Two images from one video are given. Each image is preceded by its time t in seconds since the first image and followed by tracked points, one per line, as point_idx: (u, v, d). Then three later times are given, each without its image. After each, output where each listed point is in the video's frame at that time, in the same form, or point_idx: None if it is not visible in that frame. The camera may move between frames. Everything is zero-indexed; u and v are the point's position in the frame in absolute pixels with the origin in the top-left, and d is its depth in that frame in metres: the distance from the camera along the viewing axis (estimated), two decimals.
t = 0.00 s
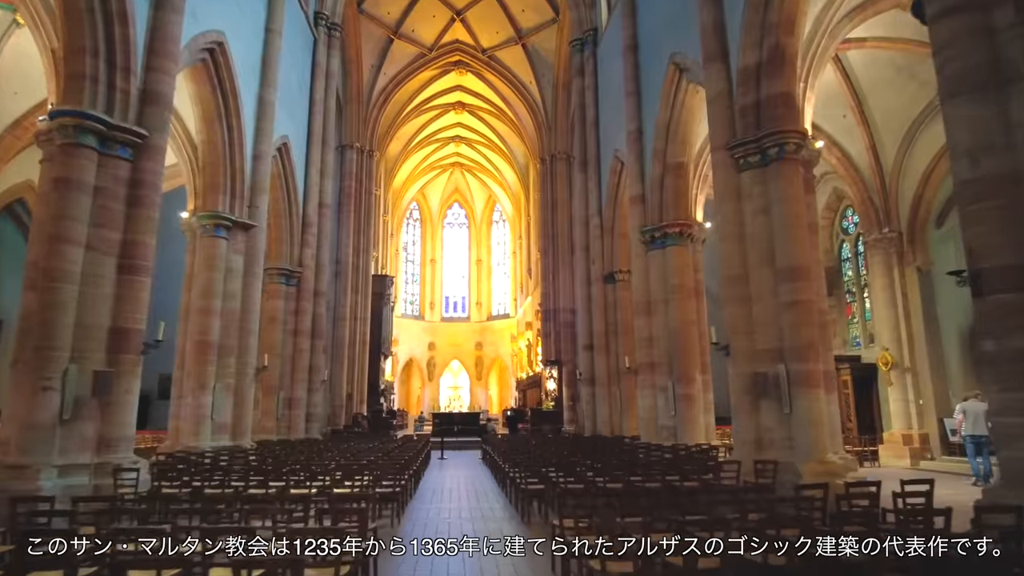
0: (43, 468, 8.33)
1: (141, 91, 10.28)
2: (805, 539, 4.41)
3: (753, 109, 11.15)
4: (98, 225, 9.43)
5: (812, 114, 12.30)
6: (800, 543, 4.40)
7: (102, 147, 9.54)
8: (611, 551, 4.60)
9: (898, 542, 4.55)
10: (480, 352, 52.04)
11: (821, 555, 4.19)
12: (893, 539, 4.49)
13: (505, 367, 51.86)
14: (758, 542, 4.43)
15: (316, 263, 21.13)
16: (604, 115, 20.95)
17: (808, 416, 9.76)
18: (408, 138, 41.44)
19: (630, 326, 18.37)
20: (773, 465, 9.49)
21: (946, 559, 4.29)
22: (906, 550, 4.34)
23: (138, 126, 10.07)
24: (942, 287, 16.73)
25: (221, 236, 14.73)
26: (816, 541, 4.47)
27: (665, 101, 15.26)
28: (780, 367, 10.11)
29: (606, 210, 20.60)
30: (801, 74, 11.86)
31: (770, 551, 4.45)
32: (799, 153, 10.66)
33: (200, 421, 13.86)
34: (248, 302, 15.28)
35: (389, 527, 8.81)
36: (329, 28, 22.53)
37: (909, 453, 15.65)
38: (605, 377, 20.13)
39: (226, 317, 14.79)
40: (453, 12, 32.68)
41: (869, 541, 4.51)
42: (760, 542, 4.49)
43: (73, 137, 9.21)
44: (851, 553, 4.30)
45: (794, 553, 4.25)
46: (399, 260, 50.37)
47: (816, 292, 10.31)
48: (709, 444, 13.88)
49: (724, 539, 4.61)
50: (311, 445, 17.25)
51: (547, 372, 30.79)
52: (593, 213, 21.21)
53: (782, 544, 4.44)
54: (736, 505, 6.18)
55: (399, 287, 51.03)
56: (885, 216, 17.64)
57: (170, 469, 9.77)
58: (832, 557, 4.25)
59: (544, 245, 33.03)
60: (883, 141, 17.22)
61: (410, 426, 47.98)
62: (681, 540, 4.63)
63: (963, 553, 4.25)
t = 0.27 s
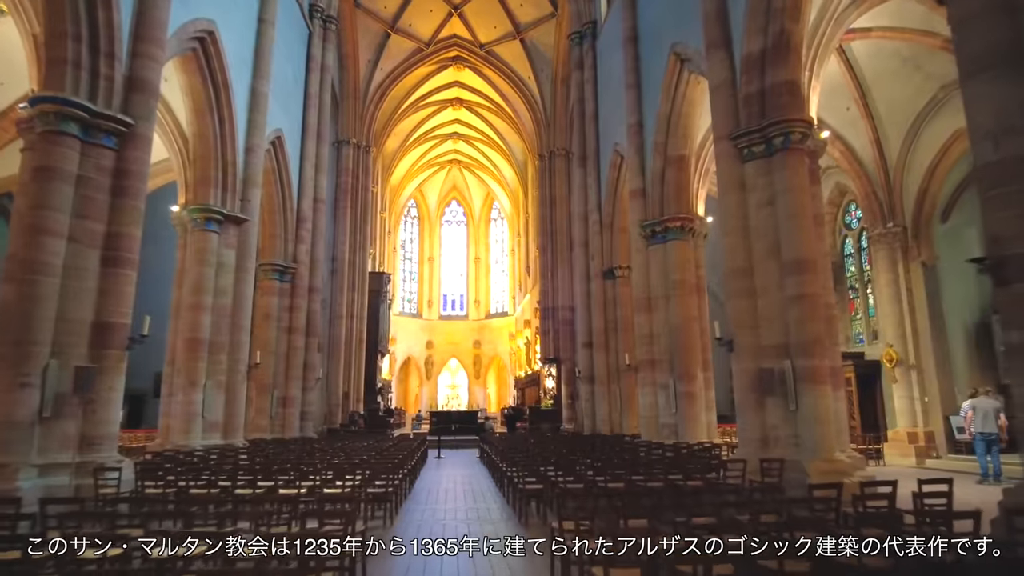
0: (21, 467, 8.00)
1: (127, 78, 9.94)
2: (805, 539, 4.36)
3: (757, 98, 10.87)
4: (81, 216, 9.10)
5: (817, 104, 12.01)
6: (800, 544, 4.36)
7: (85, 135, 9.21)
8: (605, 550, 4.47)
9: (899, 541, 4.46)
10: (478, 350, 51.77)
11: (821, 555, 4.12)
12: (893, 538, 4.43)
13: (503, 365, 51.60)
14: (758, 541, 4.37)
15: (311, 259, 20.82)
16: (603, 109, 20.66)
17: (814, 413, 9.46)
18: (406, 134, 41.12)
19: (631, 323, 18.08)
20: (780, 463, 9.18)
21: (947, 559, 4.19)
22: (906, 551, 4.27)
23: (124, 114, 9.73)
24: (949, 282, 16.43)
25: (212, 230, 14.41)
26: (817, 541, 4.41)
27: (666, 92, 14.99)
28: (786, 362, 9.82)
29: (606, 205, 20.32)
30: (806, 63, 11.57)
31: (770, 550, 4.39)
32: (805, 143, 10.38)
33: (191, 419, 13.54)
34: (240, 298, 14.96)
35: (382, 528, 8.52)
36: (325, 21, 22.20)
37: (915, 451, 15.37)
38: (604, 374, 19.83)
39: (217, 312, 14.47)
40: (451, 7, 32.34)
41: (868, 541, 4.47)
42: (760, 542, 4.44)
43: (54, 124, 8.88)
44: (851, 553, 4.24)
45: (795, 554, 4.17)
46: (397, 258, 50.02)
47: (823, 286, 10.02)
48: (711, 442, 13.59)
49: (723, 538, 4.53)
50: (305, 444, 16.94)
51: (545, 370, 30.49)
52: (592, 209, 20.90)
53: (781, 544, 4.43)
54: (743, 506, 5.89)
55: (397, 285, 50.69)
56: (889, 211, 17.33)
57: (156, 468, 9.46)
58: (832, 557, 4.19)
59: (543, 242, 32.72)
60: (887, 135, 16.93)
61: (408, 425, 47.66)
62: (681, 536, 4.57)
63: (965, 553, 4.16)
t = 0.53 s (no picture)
0: None
1: (112, 64, 9.59)
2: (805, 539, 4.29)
3: (763, 87, 10.57)
4: (63, 207, 8.77)
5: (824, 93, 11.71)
6: (800, 543, 4.28)
7: (67, 123, 8.88)
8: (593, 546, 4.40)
9: (899, 542, 4.31)
10: (477, 346, 51.52)
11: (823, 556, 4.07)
12: (894, 538, 4.27)
13: (502, 361, 51.36)
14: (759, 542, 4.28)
15: (306, 254, 20.48)
16: (604, 101, 20.33)
17: (822, 410, 9.17)
18: (404, 128, 40.76)
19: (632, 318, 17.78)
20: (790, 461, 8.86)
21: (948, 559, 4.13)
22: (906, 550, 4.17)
23: (108, 102, 9.39)
24: (956, 279, 16.34)
25: (204, 223, 14.09)
26: (816, 540, 4.34)
27: (668, 83, 14.69)
28: (793, 358, 9.53)
29: (606, 199, 20.00)
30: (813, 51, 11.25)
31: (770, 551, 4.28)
32: (813, 132, 10.10)
33: (182, 417, 13.24)
34: (233, 293, 14.64)
35: (377, 530, 8.21)
36: (321, 12, 21.83)
37: (921, 449, 15.11)
38: (604, 371, 19.53)
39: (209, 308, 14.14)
40: None
41: (868, 540, 4.31)
42: (759, 543, 4.34)
43: (35, 112, 8.55)
44: (851, 552, 4.18)
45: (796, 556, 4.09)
46: (395, 253, 49.67)
47: (832, 279, 9.72)
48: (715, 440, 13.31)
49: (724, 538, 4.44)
50: (300, 442, 16.65)
51: (544, 366, 30.18)
52: (592, 202, 20.58)
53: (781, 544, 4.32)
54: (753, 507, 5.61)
55: (395, 281, 50.36)
56: (895, 205, 17.02)
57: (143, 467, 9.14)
58: (833, 557, 4.15)
59: (542, 237, 32.38)
60: (893, 127, 16.64)
61: (406, 422, 47.37)
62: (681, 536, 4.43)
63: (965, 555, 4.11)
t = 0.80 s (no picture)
0: None
1: (100, 49, 9.28)
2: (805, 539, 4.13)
3: (771, 76, 10.28)
4: (48, 197, 8.47)
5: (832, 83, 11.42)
6: (801, 543, 4.12)
7: (52, 111, 8.58)
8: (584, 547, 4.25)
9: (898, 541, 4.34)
10: (476, 344, 51.25)
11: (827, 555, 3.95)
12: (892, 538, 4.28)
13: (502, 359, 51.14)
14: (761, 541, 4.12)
15: (303, 249, 20.18)
16: (605, 95, 20.04)
17: (832, 407, 8.89)
18: (403, 125, 40.46)
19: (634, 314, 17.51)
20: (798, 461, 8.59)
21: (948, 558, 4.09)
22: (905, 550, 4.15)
23: (96, 89, 9.08)
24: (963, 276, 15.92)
25: (197, 217, 13.79)
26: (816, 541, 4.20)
27: (671, 74, 14.42)
28: (803, 354, 9.25)
29: (607, 194, 19.71)
30: (822, 40, 10.96)
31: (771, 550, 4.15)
32: (822, 122, 9.81)
33: (175, 415, 12.94)
34: (227, 288, 14.34)
35: (373, 531, 7.94)
36: (318, 5, 21.53)
37: (928, 448, 14.85)
38: (606, 368, 19.24)
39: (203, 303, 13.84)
40: None
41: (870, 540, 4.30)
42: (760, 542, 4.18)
43: (20, 98, 8.27)
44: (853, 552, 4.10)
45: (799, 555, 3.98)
46: (393, 251, 49.36)
47: (842, 273, 9.44)
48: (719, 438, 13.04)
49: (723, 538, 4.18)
50: (297, 440, 16.36)
51: (544, 364, 29.91)
52: (594, 198, 20.28)
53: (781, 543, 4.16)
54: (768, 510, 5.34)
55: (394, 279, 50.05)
56: (902, 200, 16.80)
57: (131, 465, 8.84)
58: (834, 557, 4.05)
59: (542, 234, 32.08)
60: (900, 121, 16.37)
61: (405, 420, 47.08)
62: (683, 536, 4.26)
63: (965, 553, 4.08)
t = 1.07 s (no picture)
0: None
1: (88, 39, 9.00)
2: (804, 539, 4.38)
3: (778, 69, 10.02)
4: (31, 191, 8.18)
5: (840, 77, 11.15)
6: (800, 544, 4.38)
7: (37, 102, 8.29)
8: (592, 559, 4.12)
9: (899, 542, 4.52)
10: (475, 344, 50.98)
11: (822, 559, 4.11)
12: (893, 539, 4.44)
13: (501, 358, 50.91)
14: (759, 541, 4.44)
15: (299, 247, 19.90)
16: (606, 91, 19.77)
17: (841, 408, 8.64)
18: (402, 122, 40.20)
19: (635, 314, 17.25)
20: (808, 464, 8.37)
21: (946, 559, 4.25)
22: (906, 551, 4.31)
23: (83, 80, 8.81)
24: (969, 274, 15.78)
25: (191, 213, 13.52)
26: (817, 541, 4.37)
27: (674, 68, 14.18)
28: (811, 354, 8.99)
29: (608, 191, 19.44)
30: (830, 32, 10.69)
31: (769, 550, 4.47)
32: (831, 116, 9.54)
33: (167, 415, 12.67)
34: (221, 286, 14.06)
35: (367, 532, 7.74)
36: None
37: (935, 449, 14.61)
38: (606, 368, 18.98)
39: (196, 301, 13.58)
40: None
41: (870, 541, 4.45)
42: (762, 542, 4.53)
43: (2, 89, 7.96)
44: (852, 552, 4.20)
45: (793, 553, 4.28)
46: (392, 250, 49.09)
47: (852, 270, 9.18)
48: (722, 439, 12.80)
49: (725, 538, 4.71)
50: (292, 441, 16.09)
51: (543, 363, 29.66)
52: (595, 195, 20.01)
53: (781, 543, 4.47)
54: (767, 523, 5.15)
55: (392, 278, 49.77)
56: (907, 197, 16.55)
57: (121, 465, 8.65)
58: (831, 557, 4.15)
59: (542, 232, 31.83)
60: (905, 117, 16.11)
61: (404, 419, 46.79)
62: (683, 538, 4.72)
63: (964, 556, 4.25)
